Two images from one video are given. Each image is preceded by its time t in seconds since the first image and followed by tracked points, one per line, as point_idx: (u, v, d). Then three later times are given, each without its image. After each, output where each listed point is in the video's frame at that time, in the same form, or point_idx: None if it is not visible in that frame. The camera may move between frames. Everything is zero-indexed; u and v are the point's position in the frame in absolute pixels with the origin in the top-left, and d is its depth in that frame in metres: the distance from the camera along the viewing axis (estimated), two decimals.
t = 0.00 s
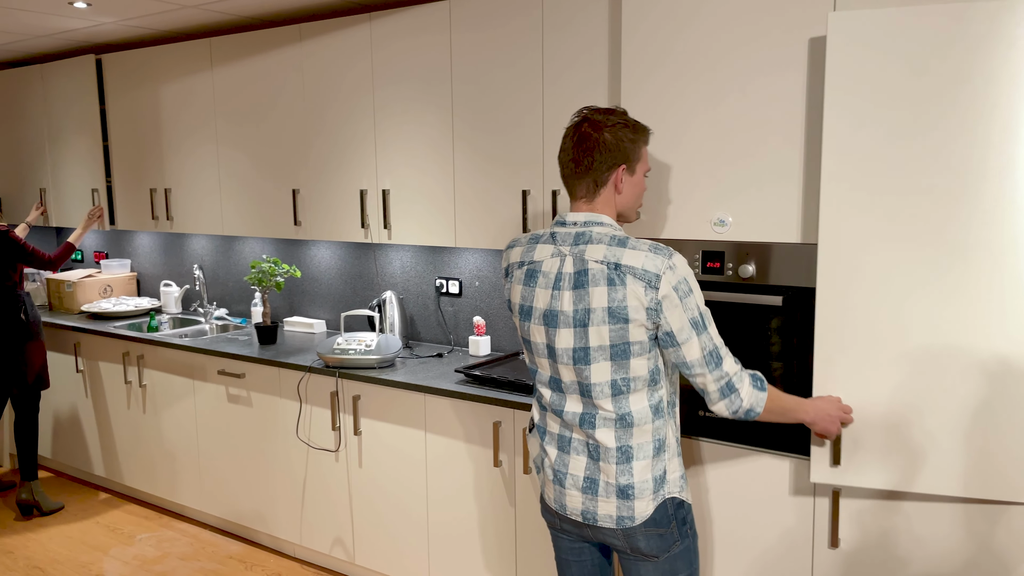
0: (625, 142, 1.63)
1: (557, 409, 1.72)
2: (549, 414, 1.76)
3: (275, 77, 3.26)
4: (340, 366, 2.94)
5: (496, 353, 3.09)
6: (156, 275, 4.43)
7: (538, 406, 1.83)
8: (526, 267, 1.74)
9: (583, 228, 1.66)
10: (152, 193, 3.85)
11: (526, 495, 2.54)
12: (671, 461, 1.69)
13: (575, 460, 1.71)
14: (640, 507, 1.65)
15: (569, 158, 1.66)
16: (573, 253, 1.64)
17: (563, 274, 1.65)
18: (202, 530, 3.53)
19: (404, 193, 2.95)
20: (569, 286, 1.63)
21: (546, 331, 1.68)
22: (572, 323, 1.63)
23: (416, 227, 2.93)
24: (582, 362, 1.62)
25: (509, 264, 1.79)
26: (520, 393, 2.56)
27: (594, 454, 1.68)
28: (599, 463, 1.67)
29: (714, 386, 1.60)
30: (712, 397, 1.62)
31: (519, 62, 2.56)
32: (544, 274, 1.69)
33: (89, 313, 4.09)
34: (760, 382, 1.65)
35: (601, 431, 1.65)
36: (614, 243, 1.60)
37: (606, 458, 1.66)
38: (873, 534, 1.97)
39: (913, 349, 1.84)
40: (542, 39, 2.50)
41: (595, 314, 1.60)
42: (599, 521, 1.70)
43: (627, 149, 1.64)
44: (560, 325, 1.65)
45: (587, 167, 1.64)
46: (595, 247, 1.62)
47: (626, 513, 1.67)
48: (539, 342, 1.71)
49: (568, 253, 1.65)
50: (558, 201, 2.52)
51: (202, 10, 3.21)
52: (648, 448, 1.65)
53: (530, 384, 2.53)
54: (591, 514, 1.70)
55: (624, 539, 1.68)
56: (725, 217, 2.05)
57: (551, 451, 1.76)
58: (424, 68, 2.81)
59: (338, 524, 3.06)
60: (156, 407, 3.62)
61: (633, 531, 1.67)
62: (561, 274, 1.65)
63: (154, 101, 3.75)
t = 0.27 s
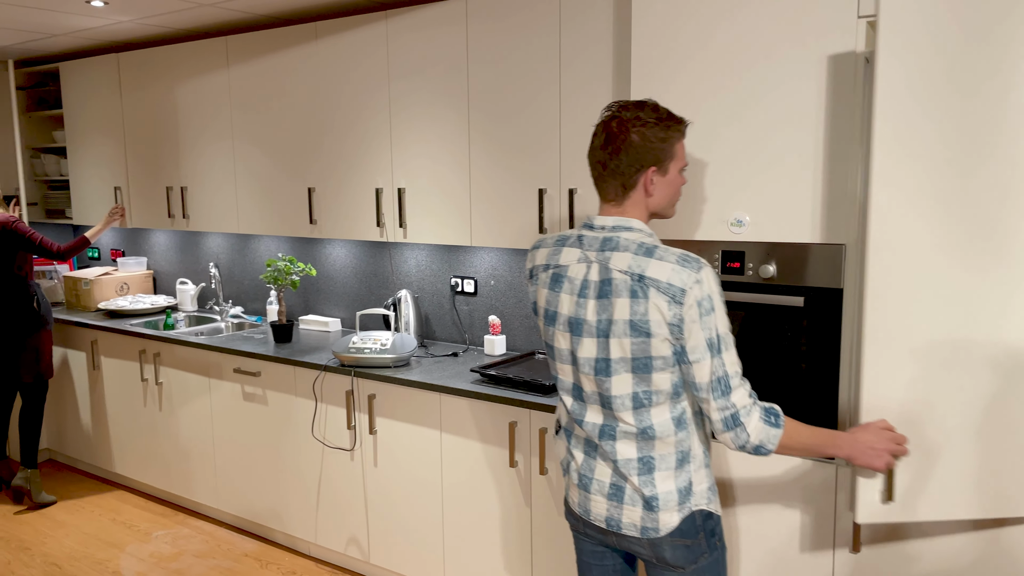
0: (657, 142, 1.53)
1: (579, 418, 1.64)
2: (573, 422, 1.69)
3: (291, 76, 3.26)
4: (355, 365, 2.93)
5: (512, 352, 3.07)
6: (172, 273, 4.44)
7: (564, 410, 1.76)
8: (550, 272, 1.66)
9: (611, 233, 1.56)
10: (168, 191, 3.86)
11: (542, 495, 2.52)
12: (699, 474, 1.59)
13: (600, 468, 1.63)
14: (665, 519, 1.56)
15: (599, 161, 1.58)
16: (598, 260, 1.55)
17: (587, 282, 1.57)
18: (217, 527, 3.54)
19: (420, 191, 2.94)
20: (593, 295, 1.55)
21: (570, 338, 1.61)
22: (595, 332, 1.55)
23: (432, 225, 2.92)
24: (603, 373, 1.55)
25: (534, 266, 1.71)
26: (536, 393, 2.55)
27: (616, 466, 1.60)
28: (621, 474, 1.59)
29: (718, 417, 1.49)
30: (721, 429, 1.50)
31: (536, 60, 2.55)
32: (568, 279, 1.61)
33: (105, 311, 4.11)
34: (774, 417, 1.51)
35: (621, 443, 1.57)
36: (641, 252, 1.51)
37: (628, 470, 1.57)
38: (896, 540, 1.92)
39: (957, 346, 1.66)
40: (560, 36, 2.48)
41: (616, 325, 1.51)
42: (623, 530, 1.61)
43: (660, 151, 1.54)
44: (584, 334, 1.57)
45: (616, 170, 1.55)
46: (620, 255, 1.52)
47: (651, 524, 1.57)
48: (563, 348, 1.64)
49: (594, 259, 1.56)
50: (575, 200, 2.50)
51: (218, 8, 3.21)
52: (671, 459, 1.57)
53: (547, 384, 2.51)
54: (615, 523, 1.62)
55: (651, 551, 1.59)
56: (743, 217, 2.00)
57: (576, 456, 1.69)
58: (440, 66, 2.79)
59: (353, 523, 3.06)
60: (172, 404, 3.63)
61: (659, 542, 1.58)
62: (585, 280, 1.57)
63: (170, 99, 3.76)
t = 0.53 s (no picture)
0: (702, 144, 1.39)
1: (617, 436, 1.49)
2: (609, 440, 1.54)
3: (306, 76, 3.26)
4: (370, 365, 2.93)
5: (526, 354, 3.06)
6: (188, 273, 4.46)
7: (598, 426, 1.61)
8: (587, 280, 1.52)
9: (652, 238, 1.43)
10: (184, 191, 3.88)
11: (556, 498, 2.51)
12: (746, 493, 1.44)
13: (641, 489, 1.48)
14: (711, 542, 1.42)
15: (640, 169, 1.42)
16: (639, 265, 1.42)
17: (627, 289, 1.43)
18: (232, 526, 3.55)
19: (434, 192, 2.93)
20: (634, 302, 1.42)
21: (610, 348, 1.47)
22: (637, 343, 1.41)
23: (447, 226, 2.91)
24: (646, 387, 1.40)
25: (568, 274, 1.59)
26: (550, 394, 2.54)
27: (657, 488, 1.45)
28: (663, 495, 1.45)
29: (767, 435, 1.32)
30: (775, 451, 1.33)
31: (551, 60, 2.53)
32: (608, 287, 1.47)
33: (122, 310, 4.13)
34: (832, 437, 1.31)
35: (664, 462, 1.43)
36: (686, 257, 1.37)
37: (671, 491, 1.43)
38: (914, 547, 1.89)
39: (1009, 350, 1.45)
40: (575, 36, 2.47)
41: (660, 335, 1.37)
42: (664, 556, 1.46)
43: (705, 152, 1.40)
44: (624, 344, 1.43)
45: (663, 179, 1.41)
46: (663, 261, 1.39)
47: (696, 547, 1.44)
48: (601, 360, 1.50)
49: (635, 264, 1.43)
50: (590, 201, 2.49)
51: (234, 9, 3.22)
52: (717, 478, 1.41)
53: (561, 386, 2.50)
54: (656, 546, 1.47)
55: None
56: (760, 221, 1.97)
57: (614, 476, 1.53)
58: (455, 67, 2.78)
59: (367, 523, 3.06)
60: (188, 404, 3.65)
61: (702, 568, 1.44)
62: (625, 288, 1.44)
63: (188, 99, 3.77)
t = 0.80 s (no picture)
0: (711, 144, 1.38)
1: (655, 466, 1.46)
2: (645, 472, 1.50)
3: (322, 79, 3.28)
4: (385, 366, 2.94)
5: (541, 355, 3.06)
6: (206, 273, 4.50)
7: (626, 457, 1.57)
8: (608, 304, 1.48)
9: (671, 254, 1.40)
10: (203, 192, 3.91)
11: (570, 500, 2.51)
12: (790, 511, 1.43)
13: (681, 522, 1.45)
14: (762, 569, 1.40)
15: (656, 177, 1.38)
16: (664, 284, 1.39)
17: (653, 311, 1.40)
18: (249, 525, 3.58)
19: (450, 194, 2.93)
20: (663, 324, 1.38)
21: (641, 375, 1.43)
22: (671, 366, 1.38)
23: (462, 228, 2.91)
24: (685, 412, 1.37)
25: (585, 300, 1.55)
26: (564, 397, 2.53)
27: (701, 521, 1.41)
28: (708, 528, 1.41)
29: (816, 450, 1.27)
30: (824, 468, 1.28)
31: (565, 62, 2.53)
32: (630, 310, 1.44)
33: (141, 310, 4.18)
34: (884, 449, 1.27)
35: (707, 491, 1.40)
36: (711, 270, 1.34)
37: (717, 521, 1.39)
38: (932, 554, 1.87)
39: None
40: (590, 37, 2.46)
41: (696, 356, 1.34)
42: None
43: (714, 153, 1.39)
44: (657, 369, 1.40)
45: (680, 183, 1.38)
46: (687, 277, 1.36)
47: None
48: (631, 387, 1.47)
49: (657, 284, 1.39)
50: (605, 203, 2.48)
51: (252, 12, 3.24)
52: (763, 500, 1.39)
53: (575, 388, 2.50)
54: None
55: None
56: (803, 228, 1.91)
57: (652, 510, 1.50)
58: (470, 69, 2.79)
59: (382, 524, 3.07)
60: (206, 403, 3.68)
61: None
62: (650, 310, 1.40)
63: (206, 101, 3.80)
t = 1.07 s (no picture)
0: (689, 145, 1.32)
1: (670, 477, 1.44)
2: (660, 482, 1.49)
3: (341, 81, 3.31)
4: (402, 366, 2.97)
5: (557, 357, 3.06)
6: (227, 273, 4.55)
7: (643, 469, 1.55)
8: (612, 316, 1.47)
9: (670, 262, 1.38)
10: (224, 193, 3.96)
11: (585, 501, 2.52)
12: (807, 515, 1.41)
13: (699, 536, 1.43)
14: None
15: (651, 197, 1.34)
16: (665, 293, 1.37)
17: (656, 320, 1.38)
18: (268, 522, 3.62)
19: (467, 196, 2.95)
20: (666, 333, 1.36)
21: (648, 387, 1.42)
22: (677, 375, 1.36)
23: (479, 230, 2.93)
24: (694, 421, 1.35)
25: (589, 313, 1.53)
26: (580, 398, 2.54)
27: (718, 533, 1.39)
28: (726, 540, 1.39)
29: (831, 448, 1.24)
30: (840, 468, 1.25)
31: (582, 64, 2.54)
32: (633, 322, 1.42)
33: (163, 309, 4.24)
34: (898, 445, 1.23)
35: (724, 503, 1.37)
36: (710, 275, 1.32)
37: (736, 532, 1.37)
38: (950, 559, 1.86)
39: None
40: (607, 39, 2.47)
41: (701, 363, 1.31)
42: None
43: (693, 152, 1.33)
44: (663, 380, 1.38)
45: (676, 195, 1.33)
46: (687, 284, 1.34)
47: None
48: (640, 399, 1.45)
49: (658, 293, 1.38)
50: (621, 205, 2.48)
51: (272, 15, 3.28)
52: (777, 506, 1.37)
53: (590, 390, 2.50)
54: None
55: None
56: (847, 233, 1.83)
57: (669, 523, 1.48)
58: (488, 71, 2.80)
59: (399, 522, 3.09)
60: (226, 402, 3.72)
61: None
62: (652, 319, 1.38)
63: (227, 103, 3.85)
